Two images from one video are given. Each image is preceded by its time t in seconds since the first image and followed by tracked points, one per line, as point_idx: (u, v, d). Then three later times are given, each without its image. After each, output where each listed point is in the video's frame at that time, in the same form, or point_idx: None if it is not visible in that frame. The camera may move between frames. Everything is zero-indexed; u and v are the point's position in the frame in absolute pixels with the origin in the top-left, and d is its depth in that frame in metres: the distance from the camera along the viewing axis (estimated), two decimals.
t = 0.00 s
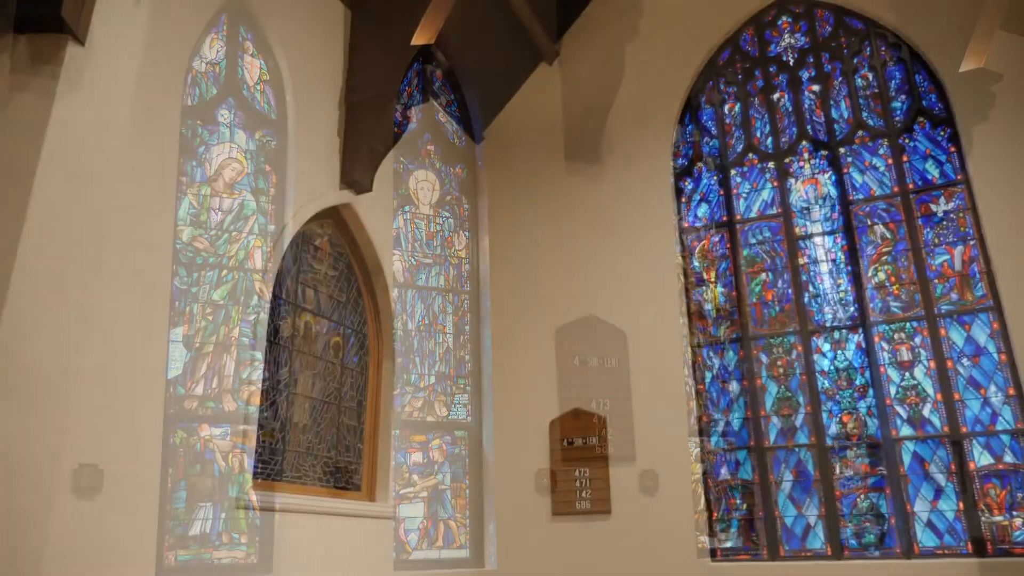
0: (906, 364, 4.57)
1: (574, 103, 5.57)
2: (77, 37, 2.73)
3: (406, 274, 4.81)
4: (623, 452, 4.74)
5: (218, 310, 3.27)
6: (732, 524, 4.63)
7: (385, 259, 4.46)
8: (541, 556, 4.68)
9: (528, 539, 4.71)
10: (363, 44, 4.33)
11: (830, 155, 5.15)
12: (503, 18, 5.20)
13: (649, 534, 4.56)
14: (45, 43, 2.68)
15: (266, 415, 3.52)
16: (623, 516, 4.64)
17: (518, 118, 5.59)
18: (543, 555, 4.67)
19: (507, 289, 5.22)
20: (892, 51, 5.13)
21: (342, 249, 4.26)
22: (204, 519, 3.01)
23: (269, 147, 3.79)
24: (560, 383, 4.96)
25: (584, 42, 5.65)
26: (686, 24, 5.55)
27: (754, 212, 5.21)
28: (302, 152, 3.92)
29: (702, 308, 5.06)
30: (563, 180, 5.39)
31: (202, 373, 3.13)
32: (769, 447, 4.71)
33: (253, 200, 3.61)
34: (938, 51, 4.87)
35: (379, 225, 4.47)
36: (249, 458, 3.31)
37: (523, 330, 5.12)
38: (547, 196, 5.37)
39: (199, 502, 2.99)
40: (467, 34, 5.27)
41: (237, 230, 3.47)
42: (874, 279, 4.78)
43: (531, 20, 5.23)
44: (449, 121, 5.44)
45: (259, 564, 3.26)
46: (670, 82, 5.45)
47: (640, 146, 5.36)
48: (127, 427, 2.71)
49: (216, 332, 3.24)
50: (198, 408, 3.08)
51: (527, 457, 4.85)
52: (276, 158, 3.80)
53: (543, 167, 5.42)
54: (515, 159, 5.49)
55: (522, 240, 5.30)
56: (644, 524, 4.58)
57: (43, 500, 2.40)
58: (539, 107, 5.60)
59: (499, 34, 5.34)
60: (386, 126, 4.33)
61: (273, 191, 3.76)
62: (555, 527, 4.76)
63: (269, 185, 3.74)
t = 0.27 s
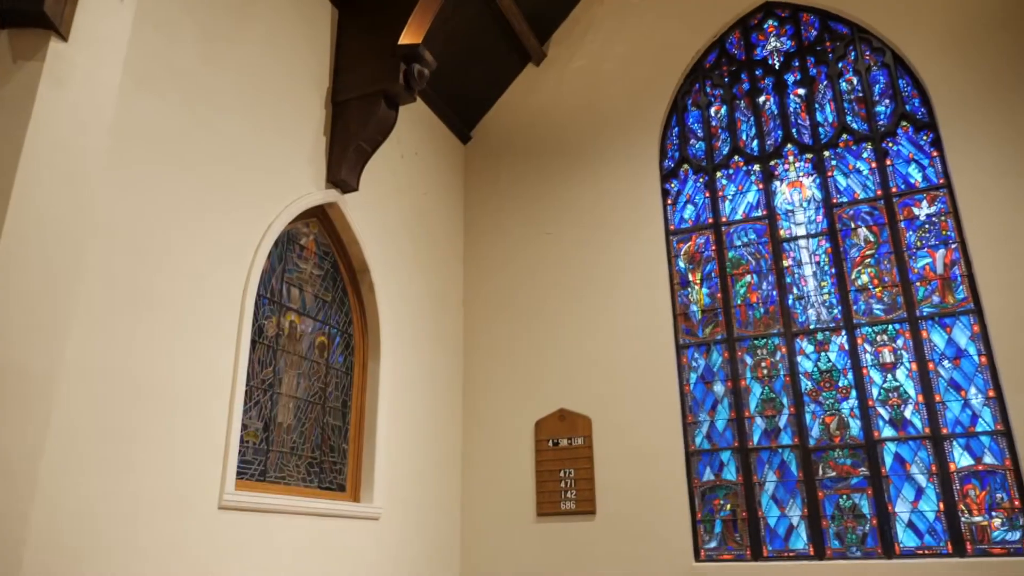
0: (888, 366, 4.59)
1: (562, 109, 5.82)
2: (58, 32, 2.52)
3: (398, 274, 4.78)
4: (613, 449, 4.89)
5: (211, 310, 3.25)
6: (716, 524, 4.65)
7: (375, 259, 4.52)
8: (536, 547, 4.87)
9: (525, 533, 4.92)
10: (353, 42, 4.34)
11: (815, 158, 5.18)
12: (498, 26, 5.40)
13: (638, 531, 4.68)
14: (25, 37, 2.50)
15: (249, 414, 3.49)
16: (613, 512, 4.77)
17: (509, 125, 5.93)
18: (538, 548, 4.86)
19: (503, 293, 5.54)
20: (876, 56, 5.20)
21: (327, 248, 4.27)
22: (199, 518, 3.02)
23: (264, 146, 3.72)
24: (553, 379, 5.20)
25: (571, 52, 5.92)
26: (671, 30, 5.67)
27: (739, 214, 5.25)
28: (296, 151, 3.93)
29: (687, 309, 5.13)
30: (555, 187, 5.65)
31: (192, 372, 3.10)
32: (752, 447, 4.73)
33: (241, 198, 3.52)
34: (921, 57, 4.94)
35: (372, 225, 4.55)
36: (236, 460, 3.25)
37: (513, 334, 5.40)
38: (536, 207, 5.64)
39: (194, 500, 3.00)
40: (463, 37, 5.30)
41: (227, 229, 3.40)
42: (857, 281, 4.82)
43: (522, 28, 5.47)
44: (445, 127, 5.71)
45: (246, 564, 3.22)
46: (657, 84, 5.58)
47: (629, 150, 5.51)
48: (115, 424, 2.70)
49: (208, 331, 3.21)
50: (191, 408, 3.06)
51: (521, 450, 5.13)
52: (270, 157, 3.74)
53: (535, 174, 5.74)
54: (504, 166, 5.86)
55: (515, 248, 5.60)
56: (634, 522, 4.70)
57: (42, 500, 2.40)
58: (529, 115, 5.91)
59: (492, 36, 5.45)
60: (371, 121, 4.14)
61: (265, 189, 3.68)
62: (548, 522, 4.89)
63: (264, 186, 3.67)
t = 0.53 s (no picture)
0: (864, 368, 4.64)
1: (545, 109, 5.82)
2: (36, 26, 2.48)
3: (380, 272, 4.77)
4: (593, 450, 4.90)
5: (191, 308, 3.22)
6: (694, 525, 4.67)
7: (355, 259, 4.50)
8: (515, 547, 4.87)
9: (505, 533, 4.92)
10: (335, 40, 4.32)
11: (795, 161, 5.22)
12: (481, 26, 5.39)
13: (617, 531, 4.69)
14: None
15: (227, 414, 3.46)
16: (593, 512, 4.78)
17: (492, 125, 5.93)
18: (518, 548, 4.87)
19: (484, 293, 5.53)
20: (855, 62, 5.26)
21: (307, 247, 4.25)
22: (177, 518, 2.99)
23: (246, 143, 3.69)
24: (533, 379, 5.20)
25: (554, 53, 5.92)
26: (655, 32, 5.69)
27: (720, 217, 5.28)
28: (278, 149, 3.91)
29: (667, 310, 5.16)
30: (536, 188, 5.65)
31: (171, 370, 3.07)
32: (731, 449, 4.76)
33: (223, 195, 3.49)
34: (899, 63, 5.00)
35: (353, 224, 4.53)
36: (213, 460, 3.21)
37: (493, 334, 5.40)
38: (517, 207, 5.65)
39: (172, 500, 2.98)
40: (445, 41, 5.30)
41: (207, 226, 3.37)
42: (835, 284, 4.87)
43: (506, 28, 5.48)
44: (427, 127, 5.69)
45: (222, 565, 3.19)
46: (639, 86, 5.61)
47: (611, 152, 5.53)
48: (90, 421, 2.67)
49: (187, 330, 3.18)
50: (169, 407, 3.03)
51: (501, 450, 5.13)
52: (251, 154, 3.71)
53: (517, 174, 5.74)
54: (486, 166, 5.84)
55: (497, 248, 5.60)
56: (614, 522, 4.71)
57: (17, 499, 2.37)
58: (512, 115, 5.90)
59: (474, 36, 5.43)
60: (354, 122, 4.13)
61: (245, 187, 3.65)
62: (528, 523, 4.89)
63: (244, 184, 3.64)
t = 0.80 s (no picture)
0: (840, 371, 4.69)
1: (526, 110, 5.82)
2: (12, 21, 2.42)
3: (360, 272, 4.75)
4: (572, 450, 4.91)
5: (167, 307, 3.19)
6: (671, 525, 4.70)
7: (336, 258, 4.47)
8: (494, 547, 4.87)
9: (483, 534, 4.92)
10: (316, 37, 4.29)
11: (774, 166, 5.27)
12: (463, 26, 5.38)
13: (595, 532, 4.71)
14: None
15: (203, 413, 3.43)
16: (571, 512, 4.79)
17: (473, 125, 5.92)
18: (496, 548, 4.86)
19: (464, 293, 5.52)
20: (834, 68, 5.31)
21: (286, 246, 4.22)
22: (151, 518, 2.95)
23: (224, 141, 3.66)
24: (513, 380, 5.20)
25: (536, 54, 5.93)
26: (636, 35, 5.72)
27: (700, 219, 5.32)
28: (257, 146, 3.88)
29: (646, 312, 5.18)
30: (517, 188, 5.65)
31: (147, 369, 3.04)
32: (708, 450, 4.79)
33: (201, 192, 3.46)
34: (876, 69, 5.07)
35: (333, 222, 4.50)
36: (188, 460, 3.17)
37: (472, 335, 5.39)
38: (498, 207, 5.65)
39: (147, 501, 2.94)
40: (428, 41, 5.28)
41: (185, 223, 3.34)
42: (812, 288, 4.92)
43: (488, 29, 5.47)
44: (409, 126, 5.68)
45: (196, 566, 3.16)
46: (621, 89, 5.63)
47: (593, 153, 5.55)
48: (63, 419, 2.63)
49: (164, 328, 3.15)
50: (144, 406, 3.00)
51: (480, 450, 5.11)
52: (230, 152, 3.68)
53: (499, 175, 5.73)
54: (468, 166, 5.83)
55: (477, 248, 5.60)
56: (591, 523, 4.73)
57: None
58: (494, 115, 5.90)
59: (455, 36, 5.42)
60: (335, 121, 4.10)
61: (224, 184, 3.62)
62: (507, 523, 4.89)
63: (223, 181, 3.61)
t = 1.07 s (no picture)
0: (816, 374, 4.74)
1: (507, 111, 5.83)
2: None
3: (338, 271, 4.72)
4: (549, 451, 4.92)
5: (143, 304, 3.15)
6: (648, 526, 4.72)
7: (314, 256, 4.44)
8: (470, 548, 4.86)
9: (460, 535, 4.91)
10: (296, 34, 4.26)
11: (752, 170, 5.32)
12: (445, 26, 5.38)
13: (571, 533, 4.72)
14: None
15: (178, 412, 3.39)
16: (548, 513, 4.79)
17: (454, 125, 5.91)
18: (473, 549, 4.86)
19: (443, 293, 5.51)
20: (812, 74, 5.37)
21: (264, 244, 4.18)
22: (124, 519, 2.92)
23: (202, 137, 3.62)
24: (491, 380, 5.20)
25: (517, 55, 5.93)
26: (617, 37, 5.74)
27: (679, 222, 5.35)
28: (235, 143, 3.84)
29: (625, 314, 5.20)
30: (498, 189, 5.65)
31: (121, 368, 3.00)
32: (685, 452, 4.82)
33: (178, 189, 3.42)
34: (854, 75, 5.13)
35: (312, 221, 4.47)
36: (162, 459, 3.14)
37: (451, 335, 5.39)
38: (478, 208, 5.65)
39: (120, 501, 2.91)
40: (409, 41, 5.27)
41: (161, 220, 3.30)
42: (789, 291, 4.96)
43: (470, 29, 5.47)
44: (389, 125, 5.66)
45: (170, 566, 3.12)
46: (601, 91, 5.66)
47: (573, 155, 5.56)
48: (37, 418, 2.59)
49: (139, 325, 3.12)
50: (118, 405, 2.96)
51: (457, 451, 5.10)
52: (208, 149, 3.65)
53: (479, 175, 5.73)
54: (448, 166, 5.82)
55: (457, 248, 5.59)
56: (568, 524, 4.74)
57: None
58: (475, 116, 5.89)
59: (437, 36, 5.41)
60: (315, 118, 4.07)
61: (202, 181, 3.58)
62: (484, 524, 4.89)
63: (200, 178, 3.58)
